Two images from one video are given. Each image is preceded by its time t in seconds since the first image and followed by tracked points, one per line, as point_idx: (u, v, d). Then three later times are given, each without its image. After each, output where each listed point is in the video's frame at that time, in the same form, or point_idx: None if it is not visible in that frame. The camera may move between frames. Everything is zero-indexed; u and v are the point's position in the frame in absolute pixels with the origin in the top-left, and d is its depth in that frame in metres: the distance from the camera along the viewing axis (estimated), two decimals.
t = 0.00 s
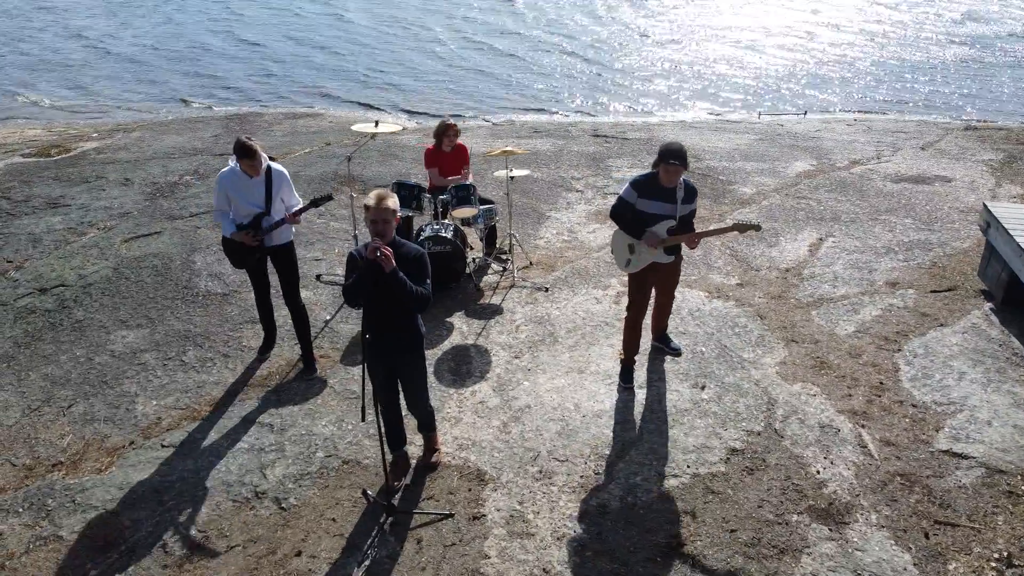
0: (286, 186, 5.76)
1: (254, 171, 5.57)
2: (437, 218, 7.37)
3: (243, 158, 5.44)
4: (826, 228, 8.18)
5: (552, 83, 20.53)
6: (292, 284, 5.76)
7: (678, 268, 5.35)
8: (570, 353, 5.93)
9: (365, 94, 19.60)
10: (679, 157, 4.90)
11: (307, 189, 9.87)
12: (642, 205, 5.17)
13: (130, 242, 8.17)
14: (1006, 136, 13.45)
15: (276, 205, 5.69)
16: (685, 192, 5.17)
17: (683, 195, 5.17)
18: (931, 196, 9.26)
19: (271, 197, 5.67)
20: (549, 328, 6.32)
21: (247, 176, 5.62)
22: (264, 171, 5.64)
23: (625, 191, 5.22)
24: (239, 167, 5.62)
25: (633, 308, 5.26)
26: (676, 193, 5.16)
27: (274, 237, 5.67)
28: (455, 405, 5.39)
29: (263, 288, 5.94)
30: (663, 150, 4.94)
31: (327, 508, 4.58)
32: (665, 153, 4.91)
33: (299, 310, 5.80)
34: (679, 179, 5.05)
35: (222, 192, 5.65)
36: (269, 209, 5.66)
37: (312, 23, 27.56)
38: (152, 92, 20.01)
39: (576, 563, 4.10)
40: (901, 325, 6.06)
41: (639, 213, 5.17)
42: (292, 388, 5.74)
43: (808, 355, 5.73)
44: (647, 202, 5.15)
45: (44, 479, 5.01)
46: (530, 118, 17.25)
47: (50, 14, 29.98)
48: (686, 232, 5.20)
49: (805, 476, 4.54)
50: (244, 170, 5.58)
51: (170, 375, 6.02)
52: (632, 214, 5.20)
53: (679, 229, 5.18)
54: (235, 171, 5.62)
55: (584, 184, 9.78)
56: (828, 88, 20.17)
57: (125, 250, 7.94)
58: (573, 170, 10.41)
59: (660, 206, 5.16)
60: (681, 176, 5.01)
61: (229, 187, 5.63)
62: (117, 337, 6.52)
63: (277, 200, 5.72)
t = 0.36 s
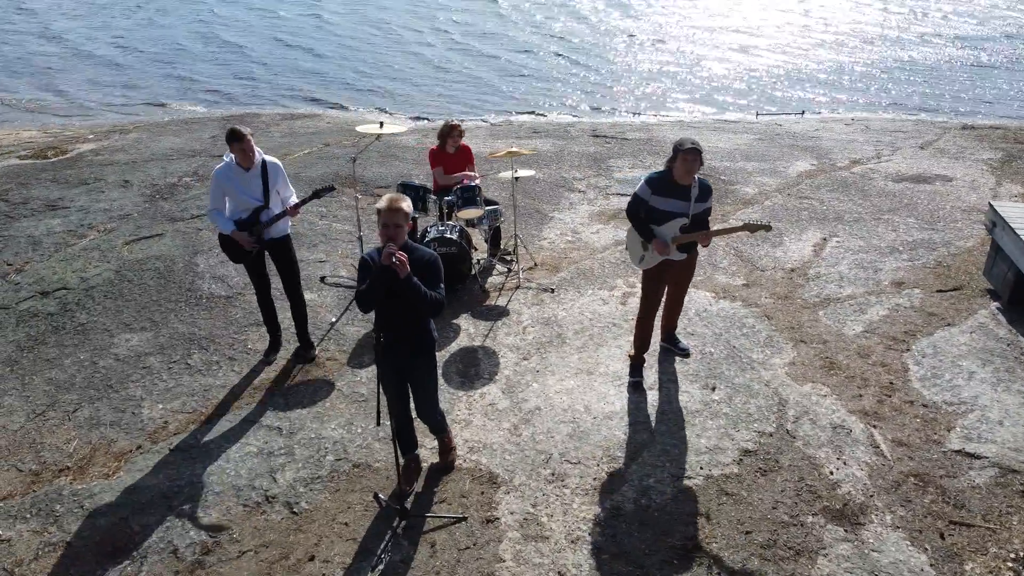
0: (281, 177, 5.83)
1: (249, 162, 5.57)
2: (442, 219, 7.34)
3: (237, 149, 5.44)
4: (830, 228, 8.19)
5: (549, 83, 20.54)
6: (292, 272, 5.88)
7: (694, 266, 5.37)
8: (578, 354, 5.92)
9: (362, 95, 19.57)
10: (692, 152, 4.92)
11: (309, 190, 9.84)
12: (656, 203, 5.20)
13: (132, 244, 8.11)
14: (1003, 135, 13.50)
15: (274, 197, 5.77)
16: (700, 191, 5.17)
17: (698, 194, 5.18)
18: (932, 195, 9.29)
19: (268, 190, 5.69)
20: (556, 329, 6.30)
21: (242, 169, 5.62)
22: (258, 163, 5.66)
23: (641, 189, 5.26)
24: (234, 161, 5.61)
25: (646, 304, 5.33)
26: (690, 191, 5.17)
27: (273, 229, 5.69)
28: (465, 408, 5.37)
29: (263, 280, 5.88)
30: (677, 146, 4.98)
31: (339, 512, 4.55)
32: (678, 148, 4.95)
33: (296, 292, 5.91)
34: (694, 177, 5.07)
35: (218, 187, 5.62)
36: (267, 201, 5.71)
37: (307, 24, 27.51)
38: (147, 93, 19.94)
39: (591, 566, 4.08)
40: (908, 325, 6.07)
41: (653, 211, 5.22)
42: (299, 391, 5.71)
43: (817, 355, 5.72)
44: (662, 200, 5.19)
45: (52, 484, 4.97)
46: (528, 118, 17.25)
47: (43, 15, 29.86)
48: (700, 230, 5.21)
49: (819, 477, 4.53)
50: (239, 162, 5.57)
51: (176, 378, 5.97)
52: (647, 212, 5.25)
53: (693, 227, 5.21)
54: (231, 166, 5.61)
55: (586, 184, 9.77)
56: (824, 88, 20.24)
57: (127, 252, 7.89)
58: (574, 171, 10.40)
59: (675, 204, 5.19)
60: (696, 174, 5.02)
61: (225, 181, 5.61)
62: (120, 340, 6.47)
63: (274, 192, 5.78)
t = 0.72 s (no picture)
0: (287, 174, 5.77)
1: (253, 158, 5.56)
2: (446, 220, 7.32)
3: (243, 144, 5.43)
4: (832, 227, 8.21)
5: (544, 84, 20.54)
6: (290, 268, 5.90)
7: (701, 272, 5.35)
8: (586, 354, 5.90)
9: (357, 97, 19.53)
10: (699, 157, 4.90)
11: (308, 191, 9.79)
12: (659, 210, 5.19)
13: (132, 245, 8.05)
14: (998, 134, 13.56)
15: (279, 193, 5.71)
16: (704, 197, 5.17)
17: (702, 200, 5.17)
18: (932, 193, 9.32)
19: (273, 186, 5.66)
20: (564, 329, 6.29)
21: (247, 166, 5.60)
22: (263, 160, 5.64)
23: (643, 198, 5.23)
24: (239, 157, 5.58)
25: (655, 310, 5.30)
26: (695, 198, 5.16)
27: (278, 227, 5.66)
28: (475, 409, 5.34)
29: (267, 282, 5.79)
30: (681, 152, 4.97)
31: (353, 515, 4.53)
32: (683, 155, 4.94)
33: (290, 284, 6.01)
34: (698, 184, 5.06)
35: (222, 183, 5.59)
36: (272, 197, 5.67)
37: (300, 24, 27.42)
38: (140, 95, 19.84)
39: (608, 567, 4.07)
40: (915, 323, 6.08)
41: (656, 218, 5.20)
42: (307, 394, 5.67)
43: (825, 354, 5.73)
44: (665, 207, 5.18)
45: (59, 489, 4.92)
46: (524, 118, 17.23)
47: (33, 16, 29.66)
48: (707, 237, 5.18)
49: (833, 476, 4.54)
50: (244, 158, 5.56)
51: (181, 381, 5.93)
52: (650, 219, 5.23)
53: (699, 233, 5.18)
54: (235, 161, 5.59)
55: (587, 184, 9.77)
56: (818, 87, 20.31)
57: (128, 254, 7.83)
58: (574, 171, 10.39)
59: (680, 211, 5.18)
60: (699, 180, 5.03)
61: (230, 177, 5.58)
62: (124, 343, 6.42)
63: (278, 188, 5.72)
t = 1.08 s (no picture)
0: (295, 170, 5.80)
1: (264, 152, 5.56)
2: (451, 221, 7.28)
3: (255, 138, 5.42)
4: (835, 225, 8.23)
5: (538, 85, 20.56)
6: (292, 264, 5.84)
7: (715, 269, 5.30)
8: (598, 354, 5.89)
9: (351, 98, 19.48)
10: (714, 156, 4.93)
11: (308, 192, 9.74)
12: (673, 207, 5.19)
13: (134, 248, 7.98)
14: (992, 132, 13.63)
15: (288, 187, 5.73)
16: (717, 194, 5.14)
17: (715, 196, 5.14)
18: (933, 191, 9.36)
19: (282, 180, 5.67)
20: (573, 330, 6.27)
21: (258, 159, 5.59)
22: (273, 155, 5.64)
23: (657, 195, 5.25)
24: (250, 151, 5.58)
25: (669, 307, 5.27)
26: (708, 193, 5.13)
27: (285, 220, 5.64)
28: (488, 410, 5.32)
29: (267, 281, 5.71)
30: (698, 151, 4.97)
31: (370, 519, 4.49)
32: (701, 154, 4.95)
33: (292, 285, 6.02)
34: (711, 180, 5.04)
35: (232, 176, 5.56)
36: (281, 191, 5.67)
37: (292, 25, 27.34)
38: (132, 97, 19.71)
39: (630, 569, 4.05)
40: (924, 321, 6.10)
41: (670, 215, 5.20)
42: (318, 397, 5.63)
43: (836, 353, 5.73)
44: (678, 203, 5.18)
45: (69, 496, 4.87)
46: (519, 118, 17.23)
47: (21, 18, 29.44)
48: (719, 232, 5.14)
49: (851, 474, 4.54)
50: (254, 152, 5.55)
51: (190, 385, 5.87)
52: (664, 217, 5.23)
53: (711, 228, 5.14)
54: (246, 155, 5.58)
55: (589, 184, 9.76)
56: (811, 87, 20.40)
57: (129, 256, 7.76)
58: (575, 171, 10.37)
59: (692, 208, 5.17)
60: (714, 177, 5.02)
61: (240, 171, 5.57)
62: (130, 347, 6.36)
63: (286, 183, 5.74)
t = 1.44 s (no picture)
0: (304, 168, 5.70)
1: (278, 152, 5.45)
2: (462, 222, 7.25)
3: (269, 139, 5.30)
4: (842, 224, 8.24)
5: (533, 86, 20.54)
6: (303, 266, 5.78)
7: (739, 263, 5.28)
8: (614, 355, 5.86)
9: (347, 100, 19.40)
10: (728, 146, 4.94)
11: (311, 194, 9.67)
12: (695, 198, 5.25)
13: (139, 250, 7.90)
14: (989, 130, 13.70)
15: (298, 187, 5.63)
16: (739, 185, 5.17)
17: (737, 188, 5.18)
18: (936, 189, 9.39)
19: (294, 180, 5.58)
20: (588, 330, 6.24)
21: (270, 159, 5.47)
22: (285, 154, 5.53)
23: (681, 184, 5.32)
24: (263, 151, 5.45)
25: (692, 301, 5.32)
26: (730, 185, 5.19)
27: (298, 220, 5.58)
28: (507, 412, 5.28)
29: (279, 283, 5.59)
30: (713, 143, 5.02)
31: (394, 524, 4.46)
32: (714, 146, 5.01)
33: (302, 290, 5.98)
34: (733, 172, 5.09)
35: (244, 176, 5.44)
36: (292, 191, 5.58)
37: (284, 26, 27.21)
38: (126, 98, 19.53)
39: (660, 571, 4.03)
40: (938, 319, 6.11)
41: (693, 207, 5.26)
42: (334, 400, 5.58)
43: (853, 352, 5.74)
44: (701, 194, 5.23)
45: (85, 503, 4.80)
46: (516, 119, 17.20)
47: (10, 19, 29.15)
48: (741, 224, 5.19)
49: (875, 474, 4.54)
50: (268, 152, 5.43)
51: (203, 389, 5.81)
52: (688, 208, 5.30)
53: (733, 221, 5.19)
54: (258, 155, 5.46)
55: (593, 184, 9.74)
56: (806, 86, 20.48)
57: (134, 260, 7.67)
58: (579, 171, 10.34)
59: (714, 199, 5.21)
60: (733, 169, 5.05)
61: (252, 171, 5.45)
62: (139, 352, 6.28)
63: (297, 182, 5.63)
